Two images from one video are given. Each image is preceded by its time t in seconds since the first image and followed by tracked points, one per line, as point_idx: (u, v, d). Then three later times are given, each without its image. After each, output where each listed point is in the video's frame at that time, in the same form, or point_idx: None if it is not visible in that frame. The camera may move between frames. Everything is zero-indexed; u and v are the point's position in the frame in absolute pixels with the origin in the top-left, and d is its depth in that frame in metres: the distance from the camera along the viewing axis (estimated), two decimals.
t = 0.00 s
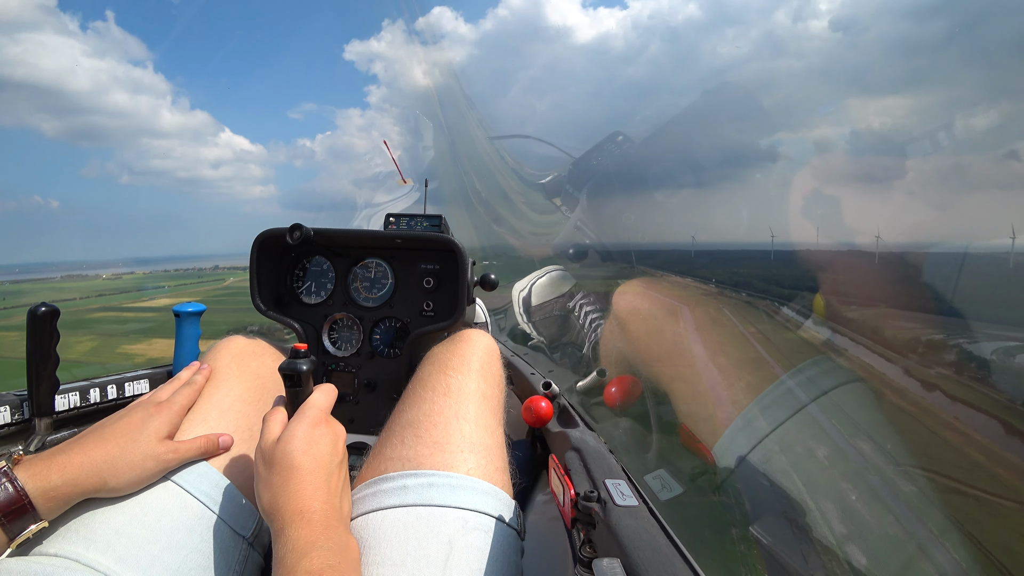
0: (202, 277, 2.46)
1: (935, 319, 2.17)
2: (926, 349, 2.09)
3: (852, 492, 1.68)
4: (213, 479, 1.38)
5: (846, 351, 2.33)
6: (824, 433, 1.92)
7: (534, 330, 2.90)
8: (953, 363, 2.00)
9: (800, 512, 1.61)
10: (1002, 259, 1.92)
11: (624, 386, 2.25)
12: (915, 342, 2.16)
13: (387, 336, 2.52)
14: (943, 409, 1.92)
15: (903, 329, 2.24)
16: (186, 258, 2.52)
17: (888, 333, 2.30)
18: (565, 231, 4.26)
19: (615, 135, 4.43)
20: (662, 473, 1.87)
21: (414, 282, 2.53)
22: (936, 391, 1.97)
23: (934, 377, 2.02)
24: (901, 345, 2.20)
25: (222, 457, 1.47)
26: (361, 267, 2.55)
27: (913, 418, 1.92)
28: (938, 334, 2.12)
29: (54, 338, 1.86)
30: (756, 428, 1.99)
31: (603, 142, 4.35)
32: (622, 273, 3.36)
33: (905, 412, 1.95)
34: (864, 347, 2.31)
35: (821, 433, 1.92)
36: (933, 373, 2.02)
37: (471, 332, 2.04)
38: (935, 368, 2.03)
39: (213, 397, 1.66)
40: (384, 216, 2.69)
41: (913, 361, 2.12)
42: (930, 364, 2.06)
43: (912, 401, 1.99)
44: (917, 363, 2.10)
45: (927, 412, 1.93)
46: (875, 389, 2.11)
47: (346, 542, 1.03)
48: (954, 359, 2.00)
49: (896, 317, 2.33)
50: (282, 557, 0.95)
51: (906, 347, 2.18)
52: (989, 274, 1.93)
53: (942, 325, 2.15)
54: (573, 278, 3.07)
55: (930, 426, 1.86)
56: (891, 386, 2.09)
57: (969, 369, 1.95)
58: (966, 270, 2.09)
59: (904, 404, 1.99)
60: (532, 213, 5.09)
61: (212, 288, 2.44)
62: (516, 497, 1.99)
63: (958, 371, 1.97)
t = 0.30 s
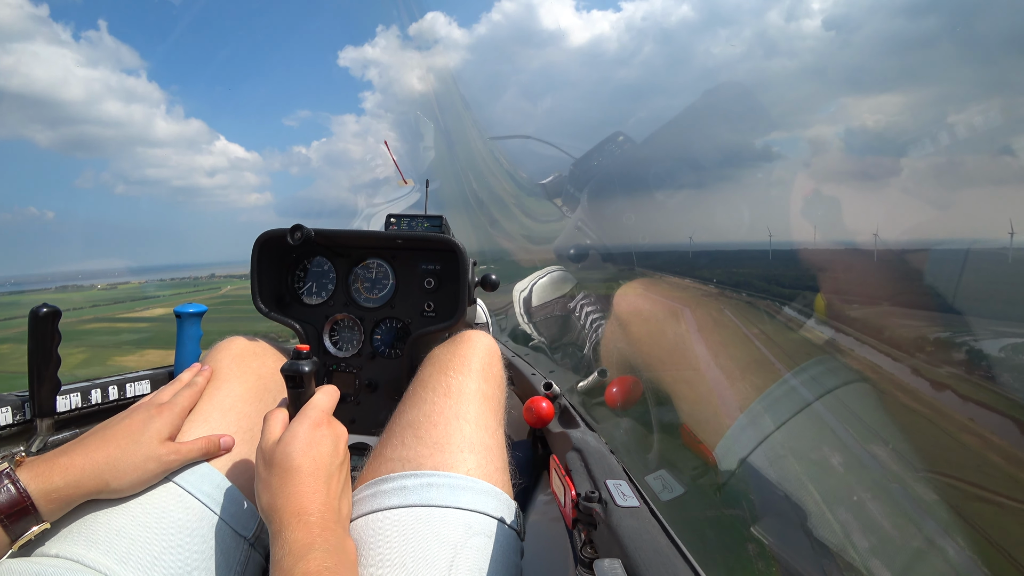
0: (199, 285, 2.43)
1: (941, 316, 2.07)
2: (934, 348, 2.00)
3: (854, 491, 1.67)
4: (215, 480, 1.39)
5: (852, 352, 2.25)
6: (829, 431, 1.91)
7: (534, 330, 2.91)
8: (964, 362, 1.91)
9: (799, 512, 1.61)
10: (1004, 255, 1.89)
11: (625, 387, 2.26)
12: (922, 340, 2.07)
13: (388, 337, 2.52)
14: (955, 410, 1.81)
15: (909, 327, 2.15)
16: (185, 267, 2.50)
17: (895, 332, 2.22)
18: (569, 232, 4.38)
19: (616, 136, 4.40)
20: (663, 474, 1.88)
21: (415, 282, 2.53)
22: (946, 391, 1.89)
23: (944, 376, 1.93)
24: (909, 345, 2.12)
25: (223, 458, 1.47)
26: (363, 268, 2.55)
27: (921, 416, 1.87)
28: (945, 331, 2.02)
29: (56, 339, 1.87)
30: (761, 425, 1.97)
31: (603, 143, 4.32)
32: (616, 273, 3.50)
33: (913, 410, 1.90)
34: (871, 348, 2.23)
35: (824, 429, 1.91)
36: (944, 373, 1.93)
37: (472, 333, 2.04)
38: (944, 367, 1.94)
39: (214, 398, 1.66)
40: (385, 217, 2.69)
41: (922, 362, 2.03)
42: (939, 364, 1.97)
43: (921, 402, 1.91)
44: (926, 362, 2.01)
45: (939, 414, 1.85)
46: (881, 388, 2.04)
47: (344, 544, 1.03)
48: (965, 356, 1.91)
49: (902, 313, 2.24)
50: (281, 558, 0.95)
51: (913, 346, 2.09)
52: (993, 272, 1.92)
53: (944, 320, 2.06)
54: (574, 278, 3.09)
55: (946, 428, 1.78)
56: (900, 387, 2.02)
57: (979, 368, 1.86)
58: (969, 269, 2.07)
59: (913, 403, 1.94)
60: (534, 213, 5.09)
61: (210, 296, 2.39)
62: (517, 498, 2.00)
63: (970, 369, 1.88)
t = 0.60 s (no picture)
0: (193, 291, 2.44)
1: (943, 316, 2.06)
2: (942, 349, 1.98)
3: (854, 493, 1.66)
4: (216, 482, 1.38)
5: (859, 355, 2.25)
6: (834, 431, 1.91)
7: (536, 332, 2.91)
8: (972, 362, 1.89)
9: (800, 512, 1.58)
10: (999, 255, 1.86)
11: (626, 388, 2.26)
12: (928, 341, 2.05)
13: (389, 338, 2.52)
14: (968, 413, 1.78)
15: (912, 327, 2.14)
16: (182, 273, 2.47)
17: (901, 333, 2.19)
18: (568, 232, 4.28)
19: (616, 137, 4.41)
20: (664, 475, 1.90)
21: (416, 283, 2.53)
22: (955, 392, 1.87)
23: (952, 378, 1.91)
24: (913, 345, 2.10)
25: (224, 460, 1.47)
26: (363, 269, 2.55)
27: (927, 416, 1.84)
28: (949, 331, 2.01)
29: (56, 341, 1.87)
30: (762, 425, 1.97)
31: (604, 144, 4.32)
32: (618, 275, 3.51)
33: (920, 411, 1.88)
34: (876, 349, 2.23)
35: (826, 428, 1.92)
36: (951, 374, 1.92)
37: (473, 335, 2.04)
38: (952, 368, 1.92)
39: (215, 400, 1.66)
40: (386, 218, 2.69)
41: (929, 364, 1.99)
42: (948, 365, 1.94)
43: (931, 403, 1.89)
44: (934, 363, 1.98)
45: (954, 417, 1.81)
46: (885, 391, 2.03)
47: (346, 544, 1.03)
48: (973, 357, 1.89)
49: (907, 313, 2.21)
50: (283, 558, 0.95)
51: (918, 347, 2.08)
52: (988, 268, 1.91)
53: (946, 320, 2.04)
54: (575, 280, 3.06)
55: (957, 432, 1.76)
56: (908, 388, 2.01)
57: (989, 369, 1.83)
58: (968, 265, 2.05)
59: (919, 404, 1.92)
60: (534, 214, 5.08)
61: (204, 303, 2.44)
62: (518, 499, 1.99)
63: (981, 370, 1.85)
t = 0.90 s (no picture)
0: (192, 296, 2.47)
1: (946, 313, 2.13)
2: (950, 348, 2.04)
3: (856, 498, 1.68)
4: (216, 483, 1.38)
5: (865, 355, 2.27)
6: (845, 436, 1.93)
7: (538, 334, 2.90)
8: (982, 362, 1.93)
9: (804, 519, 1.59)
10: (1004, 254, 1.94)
11: (626, 390, 2.25)
12: (936, 339, 2.11)
13: (390, 340, 2.52)
14: (983, 413, 1.82)
15: (916, 326, 2.20)
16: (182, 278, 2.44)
17: (907, 331, 2.24)
18: (568, 235, 4.19)
19: (616, 139, 4.43)
20: (665, 477, 1.87)
21: (417, 285, 2.53)
22: (966, 391, 1.91)
23: (963, 377, 1.95)
24: (920, 344, 2.16)
25: (223, 461, 1.47)
26: (364, 271, 2.55)
27: (937, 415, 1.89)
28: (955, 329, 2.08)
29: (57, 343, 1.87)
30: (767, 426, 2.00)
31: (604, 146, 4.34)
32: (619, 277, 3.52)
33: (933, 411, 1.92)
34: (884, 349, 2.25)
35: (834, 429, 1.95)
36: (963, 373, 1.96)
37: (474, 336, 2.04)
38: (963, 367, 1.97)
39: (216, 401, 1.66)
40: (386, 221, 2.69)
41: (940, 363, 2.04)
42: (957, 364, 1.99)
43: (944, 404, 1.92)
44: (945, 362, 2.02)
45: (967, 418, 1.84)
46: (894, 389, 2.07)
47: (340, 543, 1.01)
48: (985, 356, 1.93)
49: (911, 312, 2.27)
50: (275, 555, 0.94)
51: (926, 347, 2.13)
52: (993, 266, 1.98)
53: (949, 317, 2.11)
54: (577, 283, 3.08)
55: (975, 435, 1.78)
56: (919, 389, 2.04)
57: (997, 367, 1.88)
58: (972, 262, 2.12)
59: (932, 404, 1.95)
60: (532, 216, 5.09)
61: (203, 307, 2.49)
62: (519, 501, 1.99)
63: (993, 371, 1.88)
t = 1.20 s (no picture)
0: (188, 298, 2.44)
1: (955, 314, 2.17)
2: (960, 351, 2.07)
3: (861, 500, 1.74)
4: (215, 489, 1.38)
5: (874, 357, 2.35)
6: (850, 434, 1.99)
7: (539, 337, 2.89)
8: (993, 365, 1.95)
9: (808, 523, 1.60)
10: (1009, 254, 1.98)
11: (627, 393, 2.25)
12: (944, 341, 2.16)
13: (390, 345, 2.52)
14: (994, 417, 1.87)
15: (923, 328, 2.25)
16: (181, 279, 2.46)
17: (910, 333, 2.31)
18: (567, 237, 4.30)
19: (614, 143, 4.47)
20: (666, 481, 1.86)
21: (416, 290, 2.53)
22: (975, 395, 1.96)
23: (973, 380, 1.99)
24: (932, 347, 2.20)
25: (223, 465, 1.47)
26: (364, 276, 2.55)
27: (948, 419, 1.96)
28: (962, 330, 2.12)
29: (57, 349, 1.87)
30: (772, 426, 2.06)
31: (603, 150, 4.38)
32: (620, 281, 3.52)
33: (936, 412, 2.00)
34: (888, 350, 2.34)
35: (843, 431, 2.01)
36: (973, 376, 1.99)
37: (473, 340, 2.04)
38: (973, 370, 2.01)
39: (215, 406, 1.65)
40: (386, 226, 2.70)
41: (949, 366, 2.11)
42: (967, 366, 2.04)
43: (957, 409, 1.98)
44: (954, 365, 2.09)
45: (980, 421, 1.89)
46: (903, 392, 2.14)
47: (334, 547, 1.00)
48: (993, 359, 1.95)
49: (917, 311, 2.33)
50: (266, 562, 0.93)
51: (933, 348, 2.19)
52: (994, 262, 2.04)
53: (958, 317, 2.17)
54: (576, 285, 3.15)
55: (990, 441, 1.82)
56: (926, 391, 2.10)
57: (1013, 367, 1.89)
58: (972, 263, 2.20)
59: (943, 408, 2.01)
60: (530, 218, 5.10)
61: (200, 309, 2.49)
62: (520, 506, 1.98)
63: (1004, 374, 1.90)
